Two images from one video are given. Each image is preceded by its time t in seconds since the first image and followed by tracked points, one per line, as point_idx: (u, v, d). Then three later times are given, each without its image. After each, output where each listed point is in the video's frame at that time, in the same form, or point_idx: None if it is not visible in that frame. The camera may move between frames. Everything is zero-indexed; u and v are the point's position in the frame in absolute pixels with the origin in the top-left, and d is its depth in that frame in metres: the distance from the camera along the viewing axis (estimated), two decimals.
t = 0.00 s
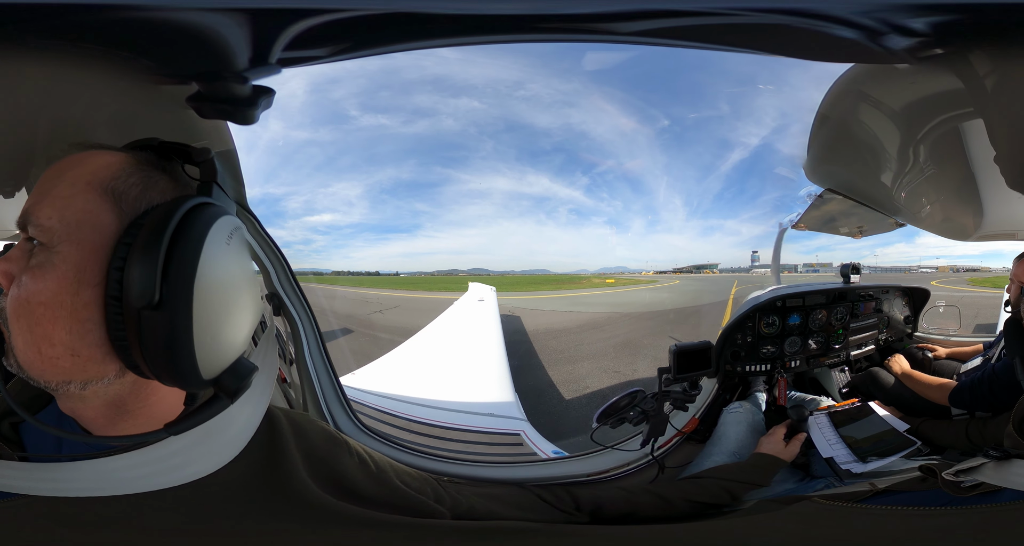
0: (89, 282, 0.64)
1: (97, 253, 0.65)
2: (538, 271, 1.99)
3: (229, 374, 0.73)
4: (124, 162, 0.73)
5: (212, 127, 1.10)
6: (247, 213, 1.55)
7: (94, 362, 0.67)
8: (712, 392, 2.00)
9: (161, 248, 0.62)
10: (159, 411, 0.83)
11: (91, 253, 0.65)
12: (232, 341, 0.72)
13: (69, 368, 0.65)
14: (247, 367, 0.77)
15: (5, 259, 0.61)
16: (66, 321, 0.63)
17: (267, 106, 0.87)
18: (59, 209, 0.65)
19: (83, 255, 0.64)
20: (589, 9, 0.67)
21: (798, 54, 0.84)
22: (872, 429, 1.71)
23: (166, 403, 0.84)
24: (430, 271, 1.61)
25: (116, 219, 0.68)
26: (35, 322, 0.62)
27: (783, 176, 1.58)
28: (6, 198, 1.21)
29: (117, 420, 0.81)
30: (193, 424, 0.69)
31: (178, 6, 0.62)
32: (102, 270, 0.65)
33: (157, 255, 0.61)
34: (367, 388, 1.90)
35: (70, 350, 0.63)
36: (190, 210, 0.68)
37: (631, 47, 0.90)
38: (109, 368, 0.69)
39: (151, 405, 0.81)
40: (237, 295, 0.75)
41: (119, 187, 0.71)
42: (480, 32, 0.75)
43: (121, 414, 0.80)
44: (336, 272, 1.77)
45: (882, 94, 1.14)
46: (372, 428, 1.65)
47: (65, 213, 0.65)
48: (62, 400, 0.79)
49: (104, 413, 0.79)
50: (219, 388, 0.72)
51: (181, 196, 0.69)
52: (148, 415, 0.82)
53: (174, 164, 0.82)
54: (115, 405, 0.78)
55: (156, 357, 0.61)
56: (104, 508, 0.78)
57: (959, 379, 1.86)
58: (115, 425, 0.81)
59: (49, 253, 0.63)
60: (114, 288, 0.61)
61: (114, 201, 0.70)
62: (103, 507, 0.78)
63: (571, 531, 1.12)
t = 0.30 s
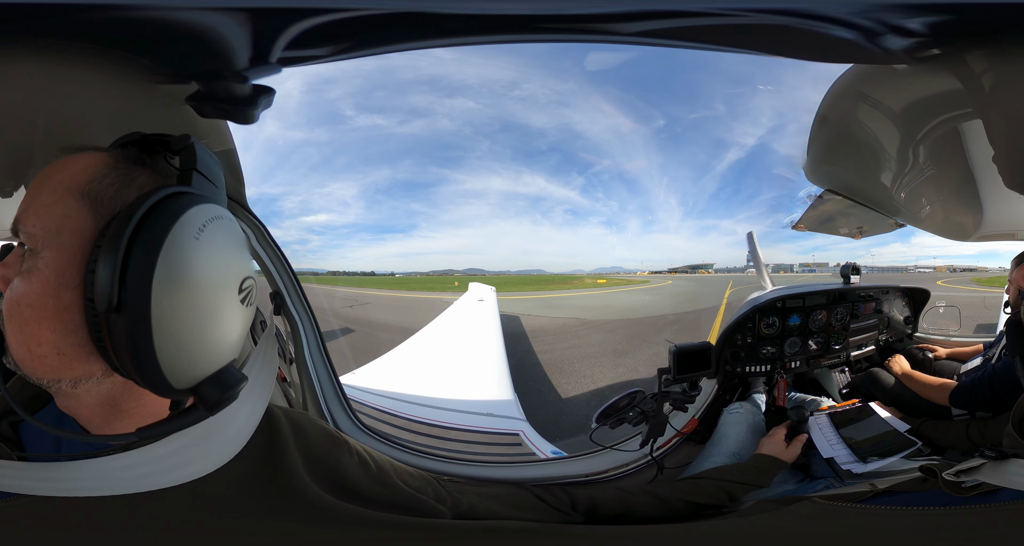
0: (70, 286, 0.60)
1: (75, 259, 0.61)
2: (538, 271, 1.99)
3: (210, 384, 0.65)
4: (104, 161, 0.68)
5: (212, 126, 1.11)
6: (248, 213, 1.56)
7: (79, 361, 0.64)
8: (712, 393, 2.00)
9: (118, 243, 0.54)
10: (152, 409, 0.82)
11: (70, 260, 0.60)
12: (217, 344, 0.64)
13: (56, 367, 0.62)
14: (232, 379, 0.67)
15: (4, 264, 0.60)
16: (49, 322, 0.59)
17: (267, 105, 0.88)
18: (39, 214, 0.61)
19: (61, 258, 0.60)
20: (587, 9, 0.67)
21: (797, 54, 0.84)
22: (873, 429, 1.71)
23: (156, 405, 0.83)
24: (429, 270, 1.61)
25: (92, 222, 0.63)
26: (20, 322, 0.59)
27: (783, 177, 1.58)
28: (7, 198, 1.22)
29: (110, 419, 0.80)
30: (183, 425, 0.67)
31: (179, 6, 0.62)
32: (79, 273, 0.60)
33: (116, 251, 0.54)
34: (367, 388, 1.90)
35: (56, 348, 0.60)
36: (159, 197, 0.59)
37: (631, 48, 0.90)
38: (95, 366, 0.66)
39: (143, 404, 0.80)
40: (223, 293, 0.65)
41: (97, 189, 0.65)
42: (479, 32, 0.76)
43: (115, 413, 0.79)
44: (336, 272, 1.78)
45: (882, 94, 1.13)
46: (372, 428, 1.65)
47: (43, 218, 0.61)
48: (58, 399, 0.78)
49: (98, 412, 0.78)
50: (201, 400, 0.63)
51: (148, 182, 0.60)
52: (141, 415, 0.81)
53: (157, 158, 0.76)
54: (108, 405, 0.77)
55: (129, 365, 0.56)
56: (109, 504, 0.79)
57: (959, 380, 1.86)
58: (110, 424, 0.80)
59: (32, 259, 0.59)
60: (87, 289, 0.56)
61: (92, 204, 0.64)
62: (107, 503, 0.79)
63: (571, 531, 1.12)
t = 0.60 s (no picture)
0: (60, 288, 0.60)
1: (63, 261, 0.60)
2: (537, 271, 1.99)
3: (196, 386, 0.64)
4: (90, 162, 0.67)
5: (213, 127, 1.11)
6: (248, 213, 1.56)
7: (72, 360, 0.63)
8: (712, 393, 2.00)
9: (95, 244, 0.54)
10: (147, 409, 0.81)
11: (58, 262, 0.60)
12: (201, 345, 0.63)
13: (50, 366, 0.63)
14: (219, 383, 0.66)
15: (3, 268, 0.61)
16: (43, 323, 0.60)
17: (267, 106, 0.87)
18: (27, 220, 0.60)
19: (50, 262, 0.60)
20: (588, 9, 0.67)
21: (797, 54, 0.84)
22: (873, 429, 1.72)
23: (151, 403, 0.83)
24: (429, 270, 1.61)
25: (80, 226, 0.63)
26: (14, 325, 0.59)
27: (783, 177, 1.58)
28: (5, 198, 1.21)
29: (106, 419, 0.79)
30: (165, 428, 0.64)
31: (179, 6, 0.62)
32: (66, 275, 0.60)
33: (95, 252, 0.54)
34: (367, 388, 1.90)
35: (50, 348, 0.60)
36: (139, 196, 0.59)
37: (631, 47, 0.90)
38: (88, 366, 0.66)
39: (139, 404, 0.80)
40: (208, 292, 0.64)
41: (81, 194, 0.64)
42: (480, 33, 0.76)
43: (111, 413, 0.79)
44: (336, 272, 1.78)
45: (882, 94, 1.13)
46: (372, 428, 1.65)
47: (32, 222, 0.61)
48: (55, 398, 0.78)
49: (94, 412, 0.78)
50: (185, 402, 0.63)
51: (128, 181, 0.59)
52: (138, 414, 0.81)
53: (143, 156, 0.74)
54: (103, 405, 0.76)
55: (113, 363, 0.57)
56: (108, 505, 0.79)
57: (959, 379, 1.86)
58: (105, 423, 0.79)
59: (25, 263, 0.59)
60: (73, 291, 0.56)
61: (79, 207, 0.64)
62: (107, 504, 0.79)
63: (572, 530, 1.12)
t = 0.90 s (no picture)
0: (59, 285, 0.60)
1: (63, 259, 0.60)
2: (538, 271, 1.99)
3: (191, 382, 0.63)
4: (89, 162, 0.67)
5: (214, 127, 1.11)
6: (249, 214, 1.57)
7: (72, 358, 0.63)
8: (712, 393, 2.01)
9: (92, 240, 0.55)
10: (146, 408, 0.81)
11: (59, 260, 0.60)
12: (197, 342, 0.63)
13: (51, 363, 0.63)
14: (214, 380, 0.66)
15: (4, 268, 0.60)
16: (42, 319, 0.59)
17: (267, 106, 0.88)
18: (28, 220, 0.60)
19: (47, 259, 0.60)
20: (588, 9, 0.67)
21: (797, 54, 0.84)
22: (873, 428, 1.72)
23: (150, 401, 0.83)
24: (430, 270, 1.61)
25: (78, 225, 0.63)
26: (14, 324, 0.59)
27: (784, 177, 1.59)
28: (5, 198, 1.21)
29: (106, 418, 0.79)
30: (165, 423, 0.64)
31: (181, 6, 0.62)
32: (65, 272, 0.60)
33: (93, 248, 0.54)
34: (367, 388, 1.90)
35: (50, 346, 0.60)
36: (137, 194, 0.59)
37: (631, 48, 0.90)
38: (88, 364, 0.66)
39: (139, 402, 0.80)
40: (205, 289, 0.64)
41: (81, 194, 0.64)
42: (482, 33, 0.76)
43: (110, 411, 0.79)
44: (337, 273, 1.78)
45: (882, 94, 1.14)
46: (372, 429, 1.65)
47: (31, 221, 0.60)
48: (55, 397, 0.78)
49: (94, 411, 0.78)
50: (182, 397, 0.63)
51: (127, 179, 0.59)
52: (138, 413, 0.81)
53: (140, 157, 0.73)
54: (102, 403, 0.76)
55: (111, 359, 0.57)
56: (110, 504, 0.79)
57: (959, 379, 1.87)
58: (105, 423, 0.79)
59: (24, 262, 0.59)
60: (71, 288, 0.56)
61: (79, 206, 0.64)
62: (109, 503, 0.79)
63: (574, 530, 1.12)
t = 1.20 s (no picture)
0: (58, 284, 0.59)
1: (63, 257, 0.60)
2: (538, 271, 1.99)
3: (191, 381, 0.64)
4: (89, 161, 0.67)
5: (214, 127, 1.12)
6: (249, 214, 1.57)
7: (72, 357, 0.63)
8: (712, 393, 2.00)
9: (92, 238, 0.54)
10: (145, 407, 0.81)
11: (59, 259, 0.60)
12: (196, 340, 0.63)
13: (50, 362, 0.63)
14: (213, 378, 0.67)
15: (4, 267, 0.60)
16: (41, 318, 0.59)
17: (267, 105, 0.88)
18: (28, 218, 0.60)
19: (47, 258, 0.60)
20: (587, 10, 0.68)
21: (795, 54, 0.84)
22: (873, 428, 1.72)
23: (151, 400, 0.83)
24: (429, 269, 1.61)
25: (78, 223, 0.63)
26: (13, 322, 0.59)
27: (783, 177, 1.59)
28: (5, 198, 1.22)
29: (106, 417, 0.79)
30: (166, 420, 0.64)
31: (181, 5, 0.62)
32: (65, 271, 0.60)
33: (92, 246, 0.54)
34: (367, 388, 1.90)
35: (50, 345, 0.60)
36: (137, 192, 0.59)
37: (629, 48, 0.90)
38: (88, 363, 0.66)
39: (138, 402, 0.79)
40: (205, 288, 0.64)
41: (81, 192, 0.64)
42: (481, 33, 0.76)
43: (109, 411, 0.79)
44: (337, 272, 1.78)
45: (881, 94, 1.14)
46: (372, 429, 1.66)
47: (32, 219, 0.60)
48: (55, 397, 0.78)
49: (94, 410, 0.78)
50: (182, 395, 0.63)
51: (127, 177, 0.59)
52: (138, 413, 0.81)
53: (140, 157, 0.74)
54: (102, 403, 0.76)
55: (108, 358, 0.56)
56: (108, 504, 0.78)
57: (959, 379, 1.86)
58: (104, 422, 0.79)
59: (24, 261, 0.59)
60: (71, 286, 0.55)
61: (79, 205, 0.64)
62: (108, 503, 0.79)
63: (574, 531, 1.11)
